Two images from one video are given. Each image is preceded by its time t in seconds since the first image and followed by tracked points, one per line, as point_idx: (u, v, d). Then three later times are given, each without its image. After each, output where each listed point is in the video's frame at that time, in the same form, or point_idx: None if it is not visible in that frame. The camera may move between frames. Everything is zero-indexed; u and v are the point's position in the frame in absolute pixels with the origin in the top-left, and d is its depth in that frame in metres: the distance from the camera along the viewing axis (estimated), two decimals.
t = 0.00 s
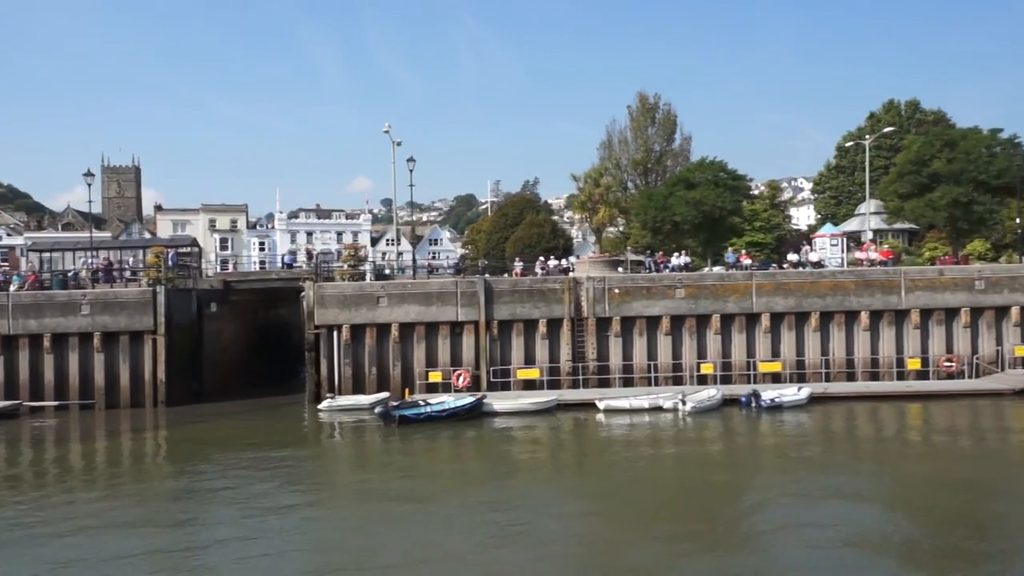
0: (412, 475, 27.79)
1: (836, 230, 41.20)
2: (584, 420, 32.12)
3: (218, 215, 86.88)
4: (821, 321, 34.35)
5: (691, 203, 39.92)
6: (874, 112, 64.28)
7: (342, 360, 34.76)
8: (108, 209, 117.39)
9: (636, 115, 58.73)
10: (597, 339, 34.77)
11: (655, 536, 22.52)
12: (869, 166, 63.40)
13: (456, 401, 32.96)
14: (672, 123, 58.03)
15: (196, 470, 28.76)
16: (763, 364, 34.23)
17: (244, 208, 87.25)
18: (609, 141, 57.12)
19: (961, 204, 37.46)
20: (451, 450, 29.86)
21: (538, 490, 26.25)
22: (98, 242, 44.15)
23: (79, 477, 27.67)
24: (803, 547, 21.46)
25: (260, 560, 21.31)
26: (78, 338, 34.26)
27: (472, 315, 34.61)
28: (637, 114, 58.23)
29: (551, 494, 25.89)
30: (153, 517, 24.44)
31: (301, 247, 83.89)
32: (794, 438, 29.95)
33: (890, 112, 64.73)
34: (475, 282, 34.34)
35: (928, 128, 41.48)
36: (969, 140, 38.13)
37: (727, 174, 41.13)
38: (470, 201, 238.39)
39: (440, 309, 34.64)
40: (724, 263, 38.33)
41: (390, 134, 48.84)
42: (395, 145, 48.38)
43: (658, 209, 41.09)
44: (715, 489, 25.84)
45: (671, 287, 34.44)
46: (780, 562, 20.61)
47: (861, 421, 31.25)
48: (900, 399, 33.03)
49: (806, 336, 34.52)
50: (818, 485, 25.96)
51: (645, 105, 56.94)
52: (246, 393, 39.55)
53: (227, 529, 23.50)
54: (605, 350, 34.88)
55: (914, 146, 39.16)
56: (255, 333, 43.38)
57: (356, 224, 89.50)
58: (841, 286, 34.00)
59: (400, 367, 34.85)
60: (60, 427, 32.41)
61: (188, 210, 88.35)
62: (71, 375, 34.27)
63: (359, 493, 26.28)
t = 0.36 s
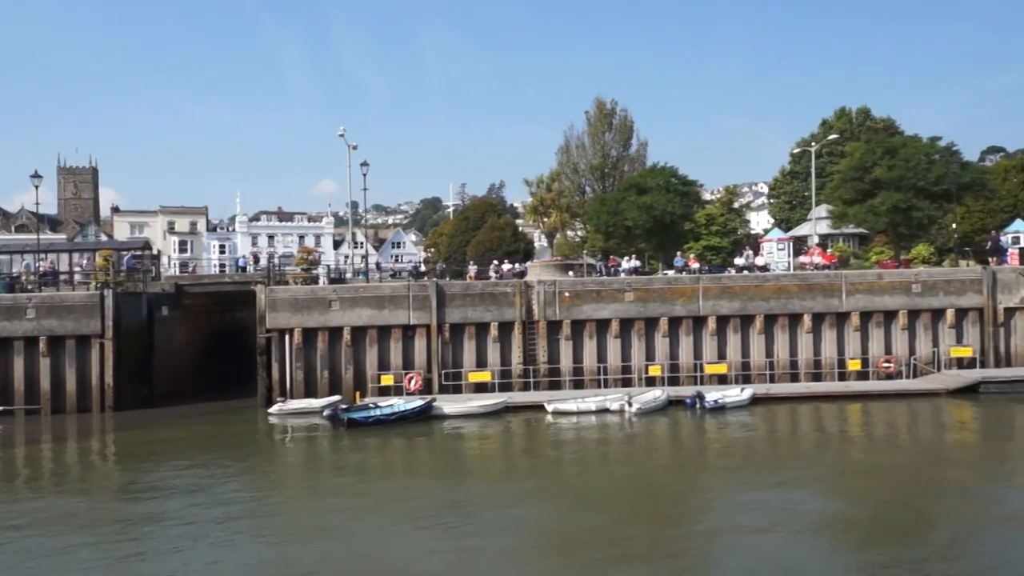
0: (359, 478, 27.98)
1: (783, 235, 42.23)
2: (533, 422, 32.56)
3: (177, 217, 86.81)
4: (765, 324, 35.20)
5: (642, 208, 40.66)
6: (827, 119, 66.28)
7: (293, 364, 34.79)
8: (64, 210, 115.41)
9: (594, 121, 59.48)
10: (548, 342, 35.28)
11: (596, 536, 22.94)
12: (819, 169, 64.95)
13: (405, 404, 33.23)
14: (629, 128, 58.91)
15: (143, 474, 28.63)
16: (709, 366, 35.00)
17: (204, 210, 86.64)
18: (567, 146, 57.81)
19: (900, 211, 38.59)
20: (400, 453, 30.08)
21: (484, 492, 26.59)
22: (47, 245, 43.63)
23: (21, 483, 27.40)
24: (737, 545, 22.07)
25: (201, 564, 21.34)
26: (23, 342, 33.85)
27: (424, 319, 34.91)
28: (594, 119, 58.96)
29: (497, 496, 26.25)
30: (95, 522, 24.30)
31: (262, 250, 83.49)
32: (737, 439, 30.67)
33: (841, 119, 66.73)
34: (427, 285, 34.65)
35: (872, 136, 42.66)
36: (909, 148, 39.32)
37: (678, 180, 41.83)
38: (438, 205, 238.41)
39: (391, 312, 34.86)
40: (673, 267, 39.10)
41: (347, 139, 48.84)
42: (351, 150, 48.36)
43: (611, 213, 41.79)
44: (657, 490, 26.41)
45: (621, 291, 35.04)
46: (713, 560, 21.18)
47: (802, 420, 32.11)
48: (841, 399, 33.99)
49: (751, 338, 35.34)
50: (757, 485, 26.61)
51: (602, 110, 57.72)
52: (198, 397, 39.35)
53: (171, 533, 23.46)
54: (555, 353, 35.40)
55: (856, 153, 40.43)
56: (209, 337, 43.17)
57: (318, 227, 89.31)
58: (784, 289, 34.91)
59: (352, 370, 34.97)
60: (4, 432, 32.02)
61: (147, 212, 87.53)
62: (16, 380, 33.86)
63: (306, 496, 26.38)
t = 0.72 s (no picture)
0: (307, 479, 28.10)
1: (733, 238, 43.17)
2: (483, 423, 32.93)
3: (135, 218, 85.61)
4: (712, 325, 35.97)
5: (595, 211, 41.29)
6: (782, 124, 68.33)
7: (244, 366, 34.75)
8: (19, 211, 113.16)
9: (553, 125, 60.08)
10: (500, 344, 35.69)
11: (537, 536, 23.35)
12: (775, 173, 66.93)
13: (355, 405, 33.40)
14: (587, 132, 59.62)
15: (88, 476, 28.46)
16: (658, 367, 35.65)
17: (162, 211, 85.65)
18: (525, 149, 58.34)
19: (844, 215, 39.69)
20: (348, 454, 30.27)
21: (430, 493, 26.89)
22: None
23: None
24: (672, 542, 22.67)
25: (140, 567, 21.33)
26: None
27: (376, 321, 35.12)
28: (553, 123, 59.55)
29: (442, 496, 26.56)
30: (35, 525, 24.15)
31: (222, 252, 82.83)
32: (682, 438, 31.36)
33: (796, 125, 69.12)
34: (379, 288, 34.88)
35: (819, 142, 43.79)
36: (852, 155, 40.47)
37: (631, 184, 42.43)
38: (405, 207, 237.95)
39: (343, 315, 35.01)
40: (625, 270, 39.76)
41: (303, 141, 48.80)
42: (307, 152, 48.24)
43: (565, 217, 42.34)
44: (601, 489, 26.93)
45: (571, 293, 35.54)
46: (647, 556, 21.75)
47: (746, 420, 32.91)
48: (784, 399, 34.90)
49: (699, 339, 36.08)
50: (698, 484, 27.25)
51: (560, 115, 58.36)
52: (148, 400, 39.06)
53: (112, 536, 23.44)
54: (507, 354, 35.81)
55: (803, 159, 41.46)
56: (162, 340, 42.83)
57: (280, 229, 88.80)
58: (730, 292, 35.71)
59: (304, 372, 35.03)
60: None
61: (104, 213, 86.27)
62: None
63: (251, 498, 26.48)
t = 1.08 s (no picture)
0: (259, 480, 28.14)
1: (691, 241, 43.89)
2: (439, 424, 33.18)
3: (97, 217, 84.44)
4: (667, 328, 36.55)
5: (554, 214, 41.70)
6: (745, 130, 69.53)
7: (200, 367, 34.65)
8: None
9: (518, 127, 60.49)
10: (457, 345, 35.97)
11: (485, 535, 23.66)
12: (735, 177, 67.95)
13: (310, 406, 33.46)
14: (551, 135, 60.10)
15: (36, 477, 28.26)
16: (613, 369, 36.12)
17: (126, 211, 84.65)
18: (490, 151, 58.68)
19: (797, 220, 40.55)
20: (302, 455, 30.34)
21: (383, 493, 27.06)
22: None
23: None
24: (616, 541, 23.09)
25: (84, 568, 21.28)
26: None
27: (333, 322, 35.22)
28: (517, 126, 59.94)
29: (395, 496, 26.76)
30: None
31: (187, 252, 82.12)
32: (634, 439, 31.85)
33: (759, 130, 70.37)
34: (336, 289, 35.00)
35: (775, 148, 44.66)
36: (806, 161, 41.36)
37: (590, 188, 42.95)
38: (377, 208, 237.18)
39: (300, 316, 35.07)
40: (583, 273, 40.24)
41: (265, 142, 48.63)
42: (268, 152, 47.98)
43: (525, 220, 42.74)
44: (551, 489, 27.28)
45: (528, 296, 35.92)
46: (591, 555, 22.13)
47: (698, 420, 33.51)
48: (735, 400, 35.58)
49: (654, 341, 36.63)
50: (648, 484, 27.75)
51: (525, 118, 58.77)
52: (103, 401, 38.75)
53: (58, 537, 23.36)
54: (464, 356, 36.09)
55: (758, 165, 42.25)
56: (119, 341, 42.50)
57: (246, 229, 88.22)
58: (685, 294, 36.29)
59: (260, 373, 35.01)
60: None
61: (65, 212, 85.05)
62: None
63: (201, 498, 26.48)
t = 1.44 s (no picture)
0: (203, 483, 28.01)
1: (642, 244, 44.63)
2: (388, 426, 33.28)
3: (50, 218, 82.60)
4: (617, 329, 37.11)
5: (507, 217, 42.08)
6: (701, 134, 70.79)
7: (147, 370, 34.33)
8: None
9: (476, 130, 60.83)
10: (408, 347, 36.12)
11: (426, 536, 23.85)
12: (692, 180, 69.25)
13: (258, 409, 33.35)
14: (509, 137, 60.52)
15: None
16: (563, 369, 36.57)
17: (80, 211, 83.13)
18: (447, 153, 58.96)
19: (744, 223, 41.46)
20: (248, 457, 30.25)
21: (330, 495, 27.14)
22: None
23: None
24: (554, 540, 23.43)
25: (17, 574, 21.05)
26: None
27: (283, 325, 35.16)
28: (475, 128, 60.23)
29: (342, 498, 26.82)
30: None
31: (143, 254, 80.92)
32: (581, 439, 32.27)
33: (715, 134, 71.68)
34: (286, 292, 34.95)
35: (724, 153, 45.60)
36: (753, 166, 42.32)
37: (544, 191, 43.40)
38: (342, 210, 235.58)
39: (250, 318, 34.95)
40: (535, 275, 40.68)
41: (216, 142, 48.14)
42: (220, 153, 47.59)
43: (479, 222, 43.08)
44: (496, 489, 27.56)
45: (479, 297, 36.22)
46: (528, 554, 22.42)
47: (644, 420, 34.05)
48: (683, 400, 36.26)
49: (604, 342, 37.14)
50: (592, 484, 28.12)
51: (483, 120, 59.08)
52: (48, 406, 38.13)
53: None
54: (415, 357, 36.26)
55: (708, 169, 43.08)
56: (65, 345, 41.87)
57: (204, 230, 87.22)
58: (634, 296, 36.89)
59: (209, 376, 34.79)
60: None
61: (17, 212, 83.24)
62: None
63: (143, 502, 26.28)
